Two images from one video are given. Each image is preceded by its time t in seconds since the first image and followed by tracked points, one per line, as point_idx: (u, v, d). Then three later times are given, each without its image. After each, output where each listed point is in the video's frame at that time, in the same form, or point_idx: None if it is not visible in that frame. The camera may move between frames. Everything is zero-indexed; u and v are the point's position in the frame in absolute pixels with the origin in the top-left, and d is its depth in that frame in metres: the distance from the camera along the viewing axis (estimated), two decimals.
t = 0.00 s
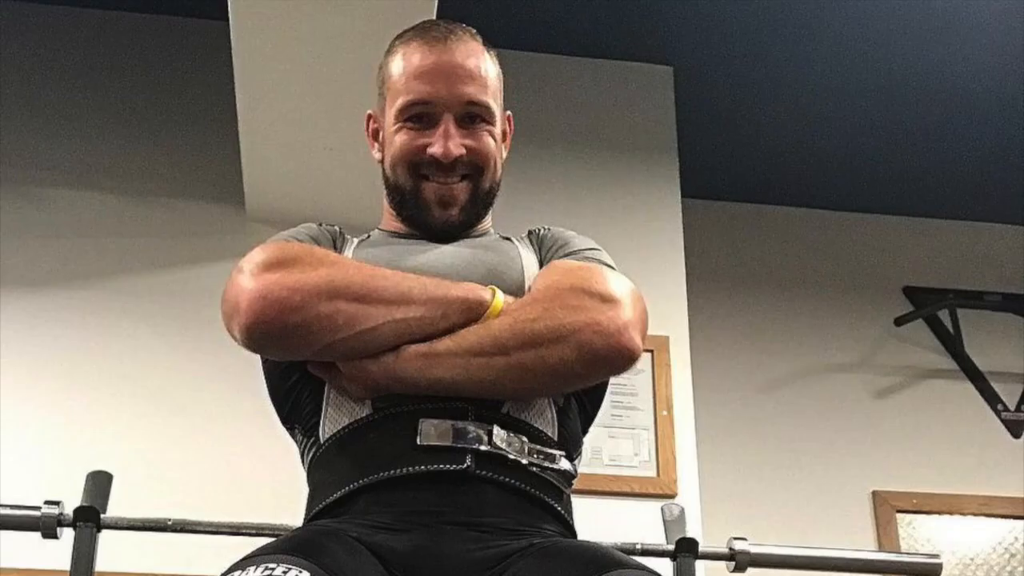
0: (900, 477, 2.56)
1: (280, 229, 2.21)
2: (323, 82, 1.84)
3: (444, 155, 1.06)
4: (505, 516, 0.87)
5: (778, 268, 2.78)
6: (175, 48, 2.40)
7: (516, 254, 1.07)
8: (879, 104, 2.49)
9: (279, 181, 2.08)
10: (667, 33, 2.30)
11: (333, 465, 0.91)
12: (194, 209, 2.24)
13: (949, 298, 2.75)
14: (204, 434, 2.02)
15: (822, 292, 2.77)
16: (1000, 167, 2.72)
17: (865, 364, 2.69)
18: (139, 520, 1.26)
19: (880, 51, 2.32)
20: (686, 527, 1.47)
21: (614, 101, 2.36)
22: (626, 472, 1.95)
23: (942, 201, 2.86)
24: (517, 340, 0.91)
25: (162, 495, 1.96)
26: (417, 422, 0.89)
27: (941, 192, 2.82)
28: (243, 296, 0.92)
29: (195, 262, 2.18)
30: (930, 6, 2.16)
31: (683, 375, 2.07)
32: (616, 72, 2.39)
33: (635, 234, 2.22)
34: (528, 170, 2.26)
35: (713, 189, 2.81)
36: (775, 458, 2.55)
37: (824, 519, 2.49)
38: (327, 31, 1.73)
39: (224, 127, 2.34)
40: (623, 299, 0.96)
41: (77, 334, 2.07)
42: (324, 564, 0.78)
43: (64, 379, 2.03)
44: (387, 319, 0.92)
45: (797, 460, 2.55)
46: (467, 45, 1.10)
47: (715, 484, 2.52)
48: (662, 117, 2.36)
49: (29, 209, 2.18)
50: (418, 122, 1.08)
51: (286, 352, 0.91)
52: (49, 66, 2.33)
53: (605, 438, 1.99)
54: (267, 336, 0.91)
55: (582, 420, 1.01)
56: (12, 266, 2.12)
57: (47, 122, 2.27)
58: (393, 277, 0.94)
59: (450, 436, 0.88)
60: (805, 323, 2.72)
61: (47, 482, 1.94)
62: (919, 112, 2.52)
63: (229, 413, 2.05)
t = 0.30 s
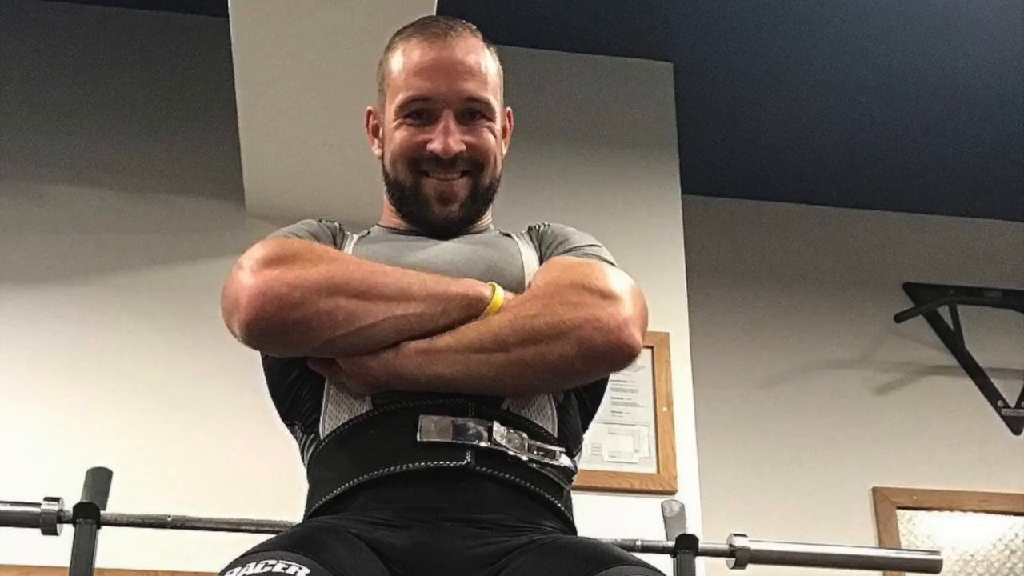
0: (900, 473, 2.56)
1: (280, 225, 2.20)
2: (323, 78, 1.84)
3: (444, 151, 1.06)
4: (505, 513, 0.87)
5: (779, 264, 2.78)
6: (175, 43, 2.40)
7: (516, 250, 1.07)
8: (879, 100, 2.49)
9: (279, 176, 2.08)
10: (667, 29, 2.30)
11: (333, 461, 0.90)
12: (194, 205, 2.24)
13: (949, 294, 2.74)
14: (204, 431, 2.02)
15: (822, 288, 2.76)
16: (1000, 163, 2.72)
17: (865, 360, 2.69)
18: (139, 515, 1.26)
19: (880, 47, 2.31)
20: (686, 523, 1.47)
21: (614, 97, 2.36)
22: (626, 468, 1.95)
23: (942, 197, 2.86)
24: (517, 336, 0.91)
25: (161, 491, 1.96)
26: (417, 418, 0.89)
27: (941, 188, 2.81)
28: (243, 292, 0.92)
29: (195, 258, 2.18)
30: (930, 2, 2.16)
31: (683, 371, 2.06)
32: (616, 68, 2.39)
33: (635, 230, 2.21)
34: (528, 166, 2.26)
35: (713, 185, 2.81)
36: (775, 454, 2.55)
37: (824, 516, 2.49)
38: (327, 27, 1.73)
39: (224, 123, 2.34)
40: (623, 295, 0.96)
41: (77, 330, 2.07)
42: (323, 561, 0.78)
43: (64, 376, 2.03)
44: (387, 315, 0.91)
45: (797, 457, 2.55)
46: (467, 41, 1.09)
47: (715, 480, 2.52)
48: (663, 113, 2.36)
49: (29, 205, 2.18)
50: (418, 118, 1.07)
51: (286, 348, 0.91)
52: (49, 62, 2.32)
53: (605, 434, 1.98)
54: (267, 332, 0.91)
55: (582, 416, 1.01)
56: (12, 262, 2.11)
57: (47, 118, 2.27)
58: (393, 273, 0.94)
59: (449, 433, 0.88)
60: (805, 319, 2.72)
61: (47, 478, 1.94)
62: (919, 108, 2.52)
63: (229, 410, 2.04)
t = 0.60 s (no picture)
0: (901, 466, 2.56)
1: (280, 218, 2.20)
2: (323, 70, 1.83)
3: (444, 143, 1.05)
4: (505, 505, 0.87)
5: (779, 256, 2.77)
6: (175, 35, 2.40)
7: (516, 242, 1.06)
8: (879, 92, 2.48)
9: (279, 169, 2.07)
10: (667, 21, 2.29)
11: (333, 453, 0.90)
12: (194, 197, 2.24)
13: (950, 287, 2.74)
14: (204, 423, 2.02)
15: (822, 280, 2.76)
16: (1001, 155, 2.72)
17: (866, 353, 2.69)
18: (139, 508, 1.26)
19: (880, 40, 2.31)
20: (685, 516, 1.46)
21: (615, 88, 2.35)
22: (626, 460, 1.95)
23: (943, 190, 2.85)
24: (517, 328, 0.90)
25: (161, 484, 1.96)
26: (417, 410, 0.89)
27: (941, 180, 2.81)
28: (243, 284, 0.92)
29: (195, 250, 2.17)
30: None
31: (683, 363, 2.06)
32: (616, 60, 2.38)
33: (636, 223, 2.21)
34: (527, 158, 2.26)
35: (714, 177, 2.80)
36: (775, 447, 2.55)
37: (824, 508, 2.49)
38: (327, 19, 1.73)
39: (224, 115, 2.34)
40: (624, 287, 0.96)
41: (77, 323, 2.07)
42: (323, 553, 0.78)
43: (64, 368, 2.03)
44: (387, 307, 0.91)
45: (798, 449, 2.55)
46: (467, 33, 1.09)
47: (715, 472, 2.51)
48: (663, 105, 2.35)
49: (28, 197, 2.18)
50: (418, 110, 1.07)
51: (286, 340, 0.91)
52: (49, 54, 2.32)
53: (605, 426, 1.98)
54: (267, 324, 0.91)
55: (583, 409, 1.00)
56: (12, 254, 2.11)
57: (46, 110, 2.26)
58: (393, 265, 0.93)
59: (450, 425, 0.88)
60: (805, 311, 2.72)
61: (47, 471, 1.94)
62: (919, 100, 2.51)
63: (229, 402, 2.04)
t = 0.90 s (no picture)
0: (901, 454, 2.56)
1: (279, 205, 2.19)
2: (323, 57, 1.82)
3: (444, 130, 1.05)
4: (505, 493, 0.86)
5: (779, 244, 2.77)
6: (174, 23, 2.39)
7: (516, 230, 1.06)
8: (880, 79, 2.47)
9: (279, 156, 2.07)
10: (667, 8, 2.28)
11: (333, 441, 0.90)
12: (194, 184, 2.23)
13: (950, 274, 2.74)
14: (204, 411, 2.02)
15: (822, 268, 2.76)
16: (1002, 142, 2.71)
17: (866, 340, 2.69)
18: (138, 496, 1.25)
19: (881, 26, 2.30)
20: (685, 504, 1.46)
21: (615, 76, 2.34)
22: (626, 448, 1.95)
23: (944, 177, 2.85)
24: (517, 316, 0.90)
25: (161, 471, 1.96)
26: (417, 398, 0.89)
27: (943, 168, 2.80)
28: (243, 272, 0.92)
29: (195, 237, 2.17)
30: None
31: (683, 351, 2.06)
32: (616, 47, 2.37)
33: (636, 210, 2.20)
34: (527, 146, 2.25)
35: (714, 165, 2.80)
36: (775, 434, 2.54)
37: (824, 496, 2.49)
38: (327, 5, 1.72)
39: (224, 102, 2.33)
40: (624, 275, 0.95)
41: (77, 310, 2.07)
42: (323, 541, 0.77)
43: (64, 356, 2.03)
44: (386, 295, 0.91)
45: (798, 437, 2.55)
46: (466, 20, 1.08)
47: (715, 460, 2.51)
48: (663, 93, 2.34)
49: (28, 185, 2.17)
50: (418, 97, 1.06)
51: (286, 328, 0.91)
52: (48, 41, 2.32)
53: (605, 414, 1.98)
54: (267, 312, 0.90)
55: (583, 397, 1.00)
56: (12, 242, 2.11)
57: (46, 98, 2.26)
58: (393, 253, 0.93)
59: (449, 413, 0.88)
60: (805, 299, 2.72)
61: (46, 458, 1.94)
62: (919, 87, 2.50)
63: (228, 389, 2.04)
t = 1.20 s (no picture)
0: (902, 437, 2.56)
1: (279, 188, 2.18)
2: (323, 40, 1.81)
3: (444, 113, 1.04)
4: (505, 476, 0.86)
5: (779, 227, 2.76)
6: (173, 5, 2.38)
7: (516, 213, 1.05)
8: (881, 62, 2.46)
9: (279, 139, 2.06)
10: None
11: (333, 425, 0.89)
12: (193, 167, 2.22)
13: (951, 257, 2.73)
14: (204, 394, 2.01)
15: (823, 252, 2.75)
16: (1003, 126, 2.70)
17: (867, 323, 2.68)
18: (138, 479, 1.25)
19: (882, 9, 2.29)
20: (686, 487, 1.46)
21: (615, 58, 2.33)
22: (626, 432, 1.95)
23: (945, 160, 2.84)
24: (517, 299, 0.89)
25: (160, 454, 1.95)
26: (417, 381, 0.88)
27: (944, 151, 2.79)
28: (242, 255, 0.91)
29: (194, 220, 2.16)
30: None
31: (683, 334, 2.06)
32: (617, 30, 2.36)
33: (636, 193, 2.20)
34: (527, 129, 2.24)
35: (715, 148, 2.79)
36: (775, 418, 2.54)
37: (825, 479, 2.49)
38: None
39: (223, 85, 2.32)
40: (624, 259, 0.94)
41: (76, 293, 2.06)
42: (323, 524, 0.77)
43: (63, 339, 2.02)
44: (386, 278, 0.90)
45: (799, 420, 2.55)
46: (466, 2, 1.07)
47: (715, 443, 2.51)
48: (663, 75, 2.33)
49: (27, 168, 2.17)
50: (418, 80, 1.06)
51: (285, 312, 0.90)
52: (47, 24, 2.31)
53: (605, 398, 1.98)
54: (266, 295, 0.90)
55: (583, 380, 1.00)
56: (11, 225, 2.11)
57: (44, 80, 2.26)
58: (392, 236, 0.92)
59: (449, 396, 0.87)
60: (806, 283, 2.71)
61: (45, 441, 1.93)
62: (920, 71, 2.49)
63: (227, 372, 2.03)
